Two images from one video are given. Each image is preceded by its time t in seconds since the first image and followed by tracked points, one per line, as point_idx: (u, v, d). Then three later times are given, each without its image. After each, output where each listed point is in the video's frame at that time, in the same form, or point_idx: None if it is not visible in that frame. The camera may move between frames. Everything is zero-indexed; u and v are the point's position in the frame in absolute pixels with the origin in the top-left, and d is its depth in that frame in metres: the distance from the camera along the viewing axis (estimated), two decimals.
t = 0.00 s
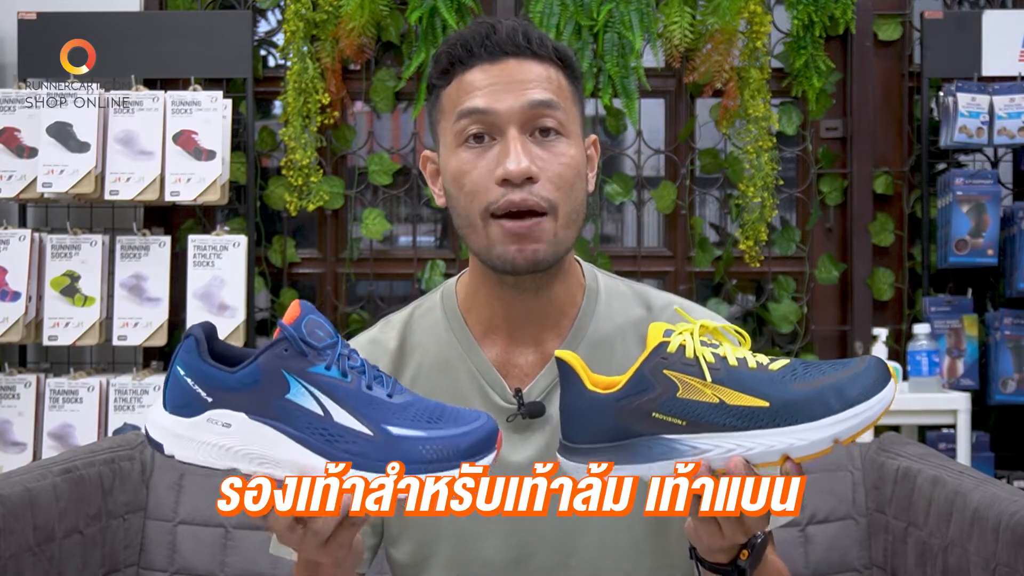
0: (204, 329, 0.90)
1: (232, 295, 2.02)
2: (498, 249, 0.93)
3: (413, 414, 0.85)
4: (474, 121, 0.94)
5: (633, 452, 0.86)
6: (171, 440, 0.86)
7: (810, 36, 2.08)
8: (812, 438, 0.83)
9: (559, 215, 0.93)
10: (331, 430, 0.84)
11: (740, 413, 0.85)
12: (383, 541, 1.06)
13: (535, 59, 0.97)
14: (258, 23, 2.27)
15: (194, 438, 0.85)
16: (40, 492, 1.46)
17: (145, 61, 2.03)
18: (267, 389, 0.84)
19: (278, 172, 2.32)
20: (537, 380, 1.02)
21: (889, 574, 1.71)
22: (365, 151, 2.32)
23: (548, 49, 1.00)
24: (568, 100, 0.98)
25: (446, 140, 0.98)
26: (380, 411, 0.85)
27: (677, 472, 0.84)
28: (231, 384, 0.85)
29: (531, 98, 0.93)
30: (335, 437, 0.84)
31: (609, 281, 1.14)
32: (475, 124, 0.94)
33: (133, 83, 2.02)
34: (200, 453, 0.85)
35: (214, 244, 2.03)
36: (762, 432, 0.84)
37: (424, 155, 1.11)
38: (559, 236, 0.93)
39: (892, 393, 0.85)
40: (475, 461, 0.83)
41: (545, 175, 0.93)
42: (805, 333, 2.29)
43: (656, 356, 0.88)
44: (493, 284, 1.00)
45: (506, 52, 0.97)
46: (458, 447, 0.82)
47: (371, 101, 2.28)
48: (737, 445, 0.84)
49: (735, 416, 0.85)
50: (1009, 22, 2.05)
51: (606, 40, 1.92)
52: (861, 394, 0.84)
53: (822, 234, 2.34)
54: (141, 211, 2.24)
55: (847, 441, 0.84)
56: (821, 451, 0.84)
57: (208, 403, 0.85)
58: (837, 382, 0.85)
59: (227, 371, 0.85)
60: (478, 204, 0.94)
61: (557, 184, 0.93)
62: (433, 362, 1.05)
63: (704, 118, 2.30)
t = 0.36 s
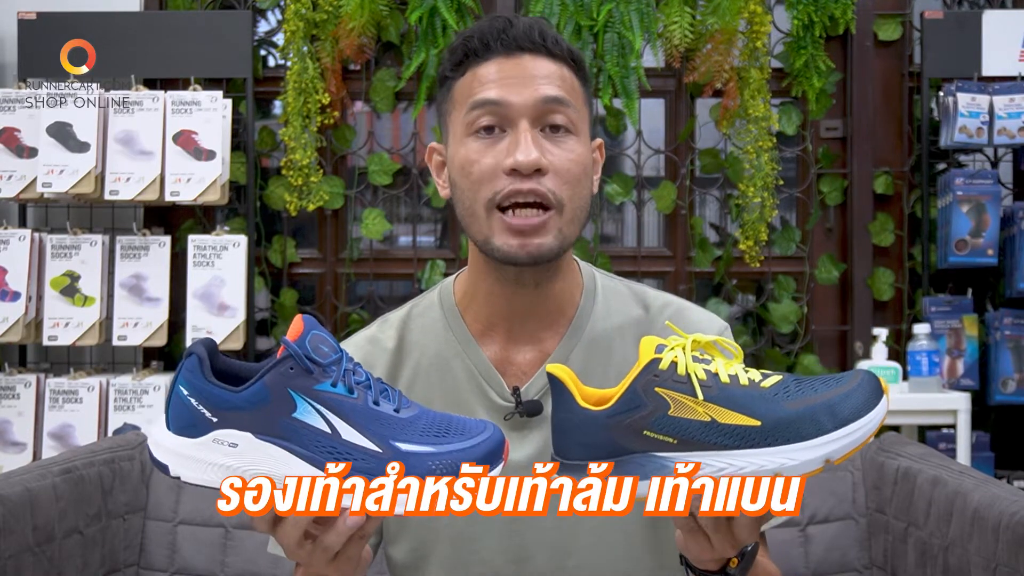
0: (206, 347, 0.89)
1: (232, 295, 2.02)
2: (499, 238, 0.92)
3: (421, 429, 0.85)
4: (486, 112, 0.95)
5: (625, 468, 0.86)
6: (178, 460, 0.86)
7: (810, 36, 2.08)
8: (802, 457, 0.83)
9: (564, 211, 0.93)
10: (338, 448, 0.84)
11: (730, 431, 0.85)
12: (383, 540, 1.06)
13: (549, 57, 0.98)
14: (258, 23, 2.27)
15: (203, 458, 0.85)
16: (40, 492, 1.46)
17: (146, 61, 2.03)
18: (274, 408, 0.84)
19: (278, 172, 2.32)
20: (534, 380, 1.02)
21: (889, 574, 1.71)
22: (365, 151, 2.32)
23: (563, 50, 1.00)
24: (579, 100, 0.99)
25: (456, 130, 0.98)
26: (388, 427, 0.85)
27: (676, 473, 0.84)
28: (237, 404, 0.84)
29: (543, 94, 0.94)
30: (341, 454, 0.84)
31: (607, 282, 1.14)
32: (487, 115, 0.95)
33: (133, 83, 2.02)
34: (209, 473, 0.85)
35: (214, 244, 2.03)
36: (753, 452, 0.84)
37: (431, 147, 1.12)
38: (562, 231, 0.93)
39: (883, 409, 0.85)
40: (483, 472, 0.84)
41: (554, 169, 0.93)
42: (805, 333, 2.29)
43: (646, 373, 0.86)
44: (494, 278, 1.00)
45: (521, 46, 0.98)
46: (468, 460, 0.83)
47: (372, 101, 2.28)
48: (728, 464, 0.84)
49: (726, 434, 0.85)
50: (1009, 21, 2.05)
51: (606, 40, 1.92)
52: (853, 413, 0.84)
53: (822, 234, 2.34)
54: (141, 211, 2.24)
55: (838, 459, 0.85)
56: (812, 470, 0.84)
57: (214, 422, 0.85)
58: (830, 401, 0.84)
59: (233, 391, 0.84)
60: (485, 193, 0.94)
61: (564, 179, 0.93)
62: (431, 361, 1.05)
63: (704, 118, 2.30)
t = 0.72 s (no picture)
0: (207, 343, 0.89)
1: (232, 295, 2.02)
2: (498, 227, 0.92)
3: (421, 421, 0.85)
4: (483, 106, 0.95)
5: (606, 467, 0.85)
6: (182, 455, 0.86)
7: (810, 36, 2.08)
8: (778, 458, 0.83)
9: (563, 196, 0.93)
10: (340, 441, 0.84)
11: (708, 431, 0.85)
12: (382, 539, 1.06)
13: (545, 54, 0.98)
14: (258, 24, 2.27)
15: (206, 453, 0.85)
16: (40, 492, 1.46)
17: (146, 62, 2.03)
18: (276, 403, 0.84)
19: (278, 172, 2.32)
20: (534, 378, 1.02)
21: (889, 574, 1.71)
22: (365, 151, 2.32)
23: (559, 48, 1.00)
24: (575, 95, 0.99)
25: (455, 125, 0.98)
26: (388, 420, 0.85)
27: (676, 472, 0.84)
28: (240, 399, 0.84)
29: (538, 87, 0.94)
30: (344, 448, 0.84)
31: (608, 281, 1.14)
32: (485, 108, 0.95)
33: (133, 83, 2.02)
34: (213, 468, 0.85)
35: (214, 244, 2.03)
36: (730, 451, 0.84)
37: (431, 146, 1.12)
38: (561, 219, 0.93)
39: (862, 412, 0.85)
40: (483, 465, 0.84)
41: (552, 157, 0.93)
42: (805, 333, 2.29)
43: (628, 372, 0.87)
44: (493, 273, 1.00)
45: (518, 43, 0.98)
46: (469, 452, 0.83)
47: (372, 101, 2.28)
48: (704, 462, 0.84)
49: (703, 434, 0.85)
50: (1009, 21, 2.05)
51: (606, 40, 1.92)
52: (830, 414, 0.83)
53: (822, 234, 2.34)
54: (141, 211, 2.24)
55: (815, 459, 0.85)
56: (788, 471, 0.84)
57: (217, 418, 0.85)
58: (807, 403, 0.84)
59: (235, 387, 0.84)
60: (482, 182, 0.93)
61: (563, 167, 0.93)
62: (431, 359, 1.05)
63: (704, 118, 2.30)
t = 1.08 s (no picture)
0: (210, 338, 0.89)
1: (232, 295, 2.02)
2: (492, 227, 0.92)
3: (424, 413, 0.85)
4: (475, 108, 0.95)
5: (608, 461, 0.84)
6: (183, 449, 0.85)
7: (810, 36, 2.08)
8: (783, 451, 0.83)
9: (556, 195, 0.92)
10: (343, 435, 0.84)
11: (712, 425, 0.84)
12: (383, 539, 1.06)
13: (534, 53, 0.98)
14: (258, 24, 2.27)
15: (208, 447, 0.84)
16: (40, 492, 1.46)
17: (146, 61, 2.03)
18: (278, 396, 0.84)
19: (278, 172, 2.32)
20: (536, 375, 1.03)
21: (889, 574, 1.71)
22: (365, 151, 2.32)
23: (549, 46, 1.01)
24: (567, 92, 0.99)
25: (449, 128, 0.98)
26: (390, 413, 0.84)
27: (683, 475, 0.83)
28: (242, 392, 0.84)
29: (528, 85, 0.94)
30: (347, 441, 0.84)
31: (609, 280, 1.14)
32: (477, 109, 0.95)
33: (133, 83, 2.02)
34: (215, 462, 0.84)
35: (214, 244, 2.03)
36: (734, 445, 0.83)
37: (429, 150, 1.12)
38: (555, 216, 0.92)
39: (864, 407, 0.85)
40: (485, 460, 0.83)
41: (543, 157, 0.91)
42: (805, 333, 2.29)
43: (632, 367, 0.86)
44: (493, 272, 1.00)
45: (507, 44, 0.99)
46: (471, 443, 0.82)
47: (371, 101, 2.28)
48: (709, 457, 0.83)
49: (707, 427, 0.84)
50: (1009, 21, 2.05)
51: (606, 40, 1.92)
52: (833, 408, 0.84)
53: (822, 235, 2.34)
54: (141, 211, 2.24)
55: (817, 454, 0.85)
56: (791, 464, 0.84)
57: (219, 411, 0.85)
58: (810, 397, 0.84)
59: (238, 380, 0.84)
60: (476, 184, 0.93)
61: (555, 165, 0.92)
62: (433, 358, 1.06)
63: (704, 118, 2.30)
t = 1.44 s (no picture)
0: (206, 338, 0.89)
1: (233, 295, 2.02)
2: (494, 223, 0.92)
3: (419, 412, 0.85)
4: (482, 103, 0.95)
5: (616, 452, 0.82)
6: (180, 449, 0.85)
7: (810, 36, 2.08)
8: (794, 439, 0.80)
9: (560, 194, 0.93)
10: (339, 433, 0.83)
11: (722, 414, 0.82)
12: (382, 539, 1.06)
13: (544, 53, 0.98)
14: (258, 23, 2.27)
15: (204, 446, 0.84)
16: (40, 492, 1.46)
17: (146, 61, 2.03)
18: (275, 395, 0.84)
19: (278, 172, 2.32)
20: (536, 373, 1.02)
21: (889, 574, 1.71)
22: (365, 151, 2.32)
23: (559, 47, 1.00)
24: (574, 93, 0.99)
25: (455, 123, 0.98)
26: (386, 410, 0.84)
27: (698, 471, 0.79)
28: (238, 392, 0.84)
29: (537, 83, 0.94)
30: (344, 439, 0.83)
31: (609, 280, 1.14)
32: (484, 105, 0.95)
33: (133, 83, 2.02)
34: (211, 462, 0.84)
35: (214, 244, 2.03)
36: (745, 433, 0.81)
37: (432, 146, 1.12)
38: (559, 216, 0.93)
39: (874, 396, 0.84)
40: (482, 457, 0.82)
41: (548, 155, 0.92)
42: (805, 333, 2.29)
43: (641, 358, 0.85)
44: (495, 270, 1.00)
45: (517, 42, 0.98)
46: (467, 441, 0.82)
47: (371, 101, 2.28)
48: (720, 446, 0.81)
49: (718, 417, 0.82)
50: (1009, 21, 2.05)
51: (606, 40, 1.92)
52: (842, 397, 0.82)
53: (822, 235, 2.34)
54: (141, 211, 2.24)
55: (827, 442, 0.83)
56: (801, 453, 0.82)
57: (215, 410, 0.84)
58: (819, 386, 0.83)
59: (234, 379, 0.84)
60: (482, 180, 0.93)
61: (561, 165, 0.93)
62: (434, 358, 1.06)
63: (704, 118, 2.30)
